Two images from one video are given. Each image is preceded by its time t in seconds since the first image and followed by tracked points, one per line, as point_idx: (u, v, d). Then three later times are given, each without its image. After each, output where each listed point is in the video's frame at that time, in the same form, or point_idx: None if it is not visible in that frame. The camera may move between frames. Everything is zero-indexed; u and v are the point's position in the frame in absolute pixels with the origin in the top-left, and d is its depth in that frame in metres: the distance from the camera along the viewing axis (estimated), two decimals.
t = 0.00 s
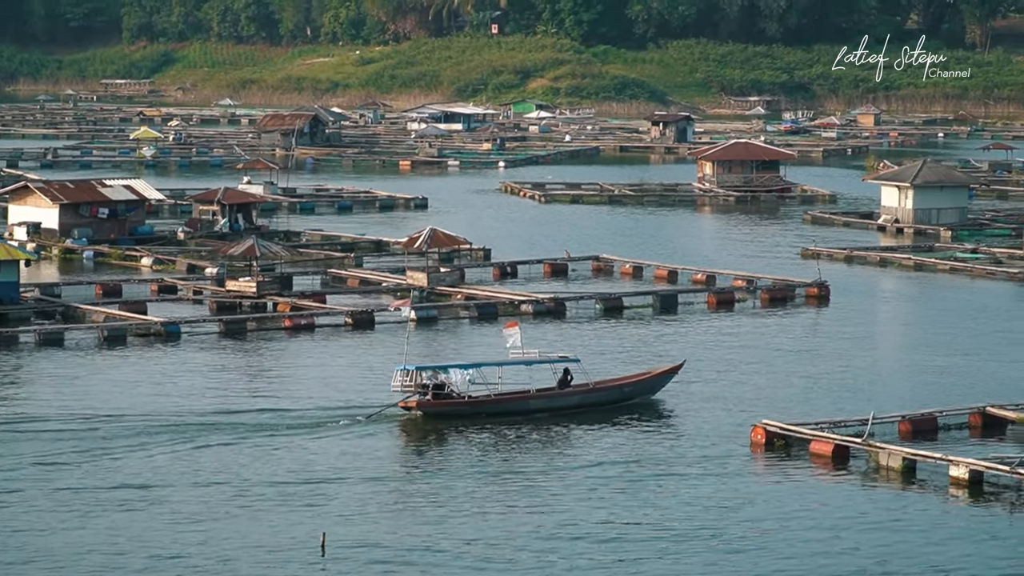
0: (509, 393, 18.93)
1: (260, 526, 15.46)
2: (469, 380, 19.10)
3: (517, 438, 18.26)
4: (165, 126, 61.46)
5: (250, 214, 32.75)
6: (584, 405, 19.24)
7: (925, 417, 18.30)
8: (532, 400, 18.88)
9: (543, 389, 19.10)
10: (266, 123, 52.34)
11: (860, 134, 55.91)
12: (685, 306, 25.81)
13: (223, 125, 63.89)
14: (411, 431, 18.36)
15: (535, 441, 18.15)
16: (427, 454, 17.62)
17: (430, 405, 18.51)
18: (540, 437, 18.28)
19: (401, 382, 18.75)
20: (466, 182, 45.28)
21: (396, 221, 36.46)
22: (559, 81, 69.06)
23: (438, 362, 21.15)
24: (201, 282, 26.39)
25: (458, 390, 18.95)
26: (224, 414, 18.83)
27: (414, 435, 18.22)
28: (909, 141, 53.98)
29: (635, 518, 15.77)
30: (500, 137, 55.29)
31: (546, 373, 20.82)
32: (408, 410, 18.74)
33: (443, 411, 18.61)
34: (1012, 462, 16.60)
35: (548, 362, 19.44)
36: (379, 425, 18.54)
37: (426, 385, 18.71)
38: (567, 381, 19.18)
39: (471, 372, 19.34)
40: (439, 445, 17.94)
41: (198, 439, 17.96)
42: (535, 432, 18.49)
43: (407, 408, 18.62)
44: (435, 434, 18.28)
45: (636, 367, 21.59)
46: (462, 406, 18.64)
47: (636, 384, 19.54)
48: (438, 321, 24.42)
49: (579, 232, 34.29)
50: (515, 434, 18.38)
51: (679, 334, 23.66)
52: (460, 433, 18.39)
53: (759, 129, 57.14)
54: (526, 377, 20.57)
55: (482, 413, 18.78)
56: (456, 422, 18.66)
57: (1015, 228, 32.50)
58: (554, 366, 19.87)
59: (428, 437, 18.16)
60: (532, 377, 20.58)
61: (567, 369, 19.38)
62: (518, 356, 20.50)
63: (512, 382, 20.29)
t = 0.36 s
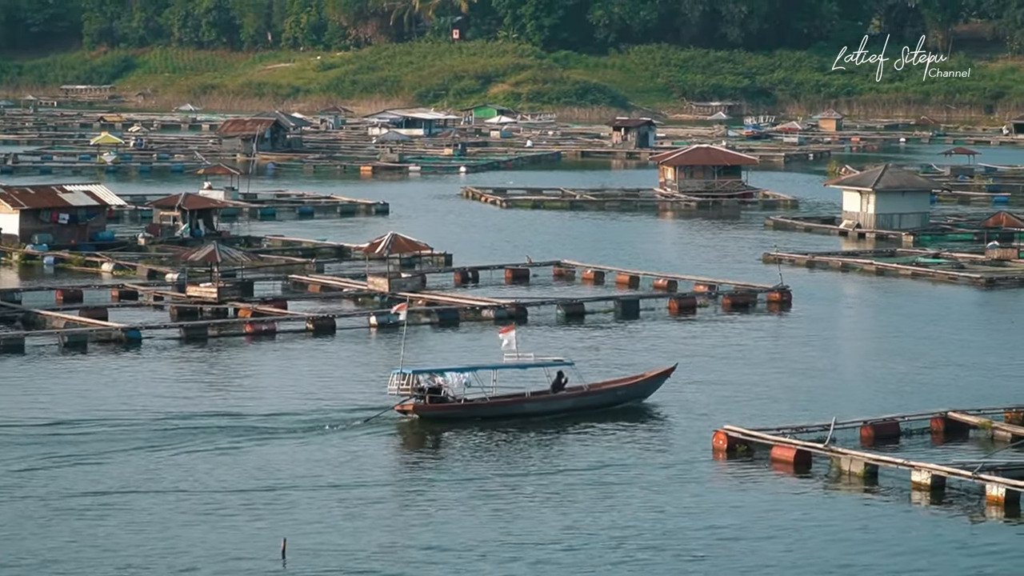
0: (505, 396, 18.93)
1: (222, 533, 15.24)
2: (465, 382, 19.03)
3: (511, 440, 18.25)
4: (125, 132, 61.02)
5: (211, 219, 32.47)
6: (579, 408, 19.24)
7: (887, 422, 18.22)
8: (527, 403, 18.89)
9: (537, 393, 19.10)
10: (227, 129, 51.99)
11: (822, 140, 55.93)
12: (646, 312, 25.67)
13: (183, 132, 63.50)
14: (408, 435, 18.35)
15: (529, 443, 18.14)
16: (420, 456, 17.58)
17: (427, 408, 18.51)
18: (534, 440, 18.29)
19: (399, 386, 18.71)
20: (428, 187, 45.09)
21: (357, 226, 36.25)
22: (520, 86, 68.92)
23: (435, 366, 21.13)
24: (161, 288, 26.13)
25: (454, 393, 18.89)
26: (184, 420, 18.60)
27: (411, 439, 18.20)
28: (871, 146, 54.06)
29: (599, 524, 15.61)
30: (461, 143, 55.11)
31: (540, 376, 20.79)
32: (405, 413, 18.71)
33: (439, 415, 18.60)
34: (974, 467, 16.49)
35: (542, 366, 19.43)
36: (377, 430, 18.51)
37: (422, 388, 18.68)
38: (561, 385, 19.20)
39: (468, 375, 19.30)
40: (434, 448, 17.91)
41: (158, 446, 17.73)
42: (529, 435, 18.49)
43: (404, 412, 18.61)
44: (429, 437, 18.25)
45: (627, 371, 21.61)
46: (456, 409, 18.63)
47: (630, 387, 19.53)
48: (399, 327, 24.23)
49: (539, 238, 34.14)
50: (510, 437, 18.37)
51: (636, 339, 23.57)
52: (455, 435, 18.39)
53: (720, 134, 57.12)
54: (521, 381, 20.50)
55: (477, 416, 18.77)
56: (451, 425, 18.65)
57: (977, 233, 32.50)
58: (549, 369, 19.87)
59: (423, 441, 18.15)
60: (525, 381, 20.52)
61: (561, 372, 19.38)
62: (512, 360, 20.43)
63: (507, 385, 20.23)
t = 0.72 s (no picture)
0: (501, 401, 18.95)
1: (185, 541, 15.07)
2: (462, 388, 19.08)
3: (507, 444, 18.27)
4: (88, 138, 60.66)
5: (173, 226, 32.19)
6: (575, 412, 19.25)
7: (850, 429, 18.14)
8: (523, 409, 18.92)
9: (533, 398, 19.13)
10: (189, 134, 51.69)
11: (785, 146, 56.00)
12: (609, 319, 25.56)
13: (146, 138, 63.17)
14: (407, 439, 18.34)
15: (524, 446, 18.17)
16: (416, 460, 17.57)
17: (426, 413, 18.50)
18: (531, 443, 18.32)
19: (395, 391, 18.64)
20: (390, 194, 44.93)
21: (321, 232, 36.10)
22: (484, 93, 68.84)
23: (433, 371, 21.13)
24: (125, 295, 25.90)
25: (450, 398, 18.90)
26: (147, 427, 18.41)
27: (410, 443, 18.20)
28: (834, 153, 54.19)
29: (566, 530, 15.50)
30: (424, 149, 54.95)
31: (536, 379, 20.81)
32: (402, 417, 18.68)
33: (437, 419, 18.59)
34: (937, 474, 16.42)
35: (538, 370, 19.44)
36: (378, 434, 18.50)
37: (419, 393, 18.63)
38: (556, 390, 19.21)
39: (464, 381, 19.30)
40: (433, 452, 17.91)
41: (121, 453, 17.54)
42: (526, 438, 18.51)
43: (402, 416, 18.59)
44: (428, 441, 18.25)
45: (621, 376, 21.64)
46: (454, 413, 18.63)
47: (624, 392, 19.56)
48: (362, 333, 24.07)
49: (503, 245, 34.02)
50: (506, 441, 18.40)
51: (594, 346, 23.48)
52: (452, 439, 18.39)
53: (683, 141, 57.17)
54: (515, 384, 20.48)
55: (474, 421, 18.79)
56: (449, 429, 18.66)
57: (940, 239, 32.51)
58: (544, 375, 19.87)
59: (422, 444, 18.14)
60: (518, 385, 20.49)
61: (556, 377, 19.41)
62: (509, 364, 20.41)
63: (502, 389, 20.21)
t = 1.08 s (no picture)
0: (497, 406, 19.01)
1: (150, 551, 14.92)
2: (459, 393, 19.17)
3: (503, 449, 18.31)
4: (51, 146, 60.26)
5: (138, 234, 31.97)
6: (571, 417, 19.30)
7: (814, 436, 18.11)
8: (520, 413, 18.97)
9: (530, 403, 19.19)
10: (153, 143, 51.38)
11: (749, 153, 56.05)
12: (573, 326, 25.50)
13: (109, 146, 62.83)
14: (404, 443, 18.41)
15: (519, 451, 18.21)
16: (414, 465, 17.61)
17: (424, 418, 18.62)
18: (527, 448, 18.37)
19: (393, 397, 18.81)
20: (353, 202, 44.74)
21: (285, 240, 35.94)
22: (447, 100, 68.71)
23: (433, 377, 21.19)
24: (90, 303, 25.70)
25: (448, 404, 19.03)
26: (113, 437, 18.23)
27: (407, 447, 18.26)
28: (798, 160, 54.28)
29: (535, 538, 15.42)
30: (387, 157, 54.77)
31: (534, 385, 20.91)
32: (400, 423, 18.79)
33: (434, 425, 18.69)
34: (902, 480, 16.39)
35: (533, 376, 19.52)
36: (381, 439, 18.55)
37: (417, 399, 18.79)
38: (551, 395, 19.26)
39: (462, 387, 19.41)
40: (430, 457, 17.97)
41: (86, 462, 17.38)
42: (522, 443, 18.56)
43: (399, 421, 18.69)
44: (425, 446, 18.33)
45: (616, 381, 21.71)
46: (452, 419, 18.73)
47: (618, 397, 19.59)
48: (325, 342, 23.92)
49: (469, 252, 33.91)
50: (503, 445, 18.44)
51: (558, 353, 23.41)
52: (448, 444, 18.44)
53: (646, 148, 57.18)
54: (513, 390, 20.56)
55: (470, 426, 18.85)
56: (446, 435, 18.73)
57: (904, 246, 32.54)
58: (538, 380, 19.97)
59: (419, 449, 18.22)
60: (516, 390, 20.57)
61: (550, 383, 19.47)
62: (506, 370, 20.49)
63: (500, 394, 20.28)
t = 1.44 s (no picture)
0: (495, 412, 19.04)
1: (111, 563, 14.77)
2: (456, 399, 19.16)
3: (500, 455, 18.35)
4: (14, 158, 59.85)
5: (101, 244, 31.74)
6: (566, 423, 19.34)
7: (779, 443, 18.07)
8: (516, 419, 19.02)
9: (526, 409, 19.23)
10: (116, 153, 51.09)
11: (712, 161, 56.13)
12: (537, 333, 25.44)
13: (72, 157, 62.44)
14: (402, 450, 18.41)
15: (515, 458, 18.24)
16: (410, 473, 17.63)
17: (422, 424, 18.59)
18: (523, 454, 18.41)
19: (391, 404, 18.77)
20: (317, 211, 44.59)
21: (248, 250, 35.77)
22: (410, 109, 68.63)
23: (429, 384, 21.18)
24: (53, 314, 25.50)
25: (445, 410, 19.01)
26: (76, 449, 18.05)
27: (406, 454, 18.28)
28: (761, 168, 54.36)
29: (502, 547, 15.33)
30: (351, 167, 54.58)
31: (527, 392, 20.94)
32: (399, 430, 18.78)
33: (432, 431, 18.69)
34: (867, 487, 16.36)
35: (529, 382, 19.54)
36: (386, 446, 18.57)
37: (414, 406, 18.73)
38: (547, 401, 19.28)
39: (459, 394, 19.39)
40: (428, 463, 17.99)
41: (47, 473, 17.20)
42: (518, 449, 18.60)
43: (397, 428, 18.67)
44: (424, 452, 18.35)
45: (608, 387, 21.73)
46: (450, 425, 18.74)
47: (613, 403, 19.63)
48: (290, 351, 23.79)
49: (434, 261, 33.80)
50: (500, 452, 18.48)
51: (530, 361, 23.35)
52: (447, 450, 18.46)
53: (610, 156, 57.18)
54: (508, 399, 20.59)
55: (467, 432, 18.88)
56: (444, 441, 18.74)
57: (868, 254, 32.59)
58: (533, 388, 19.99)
59: (418, 455, 18.23)
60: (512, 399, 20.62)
61: (546, 389, 19.50)
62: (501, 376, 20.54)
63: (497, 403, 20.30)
